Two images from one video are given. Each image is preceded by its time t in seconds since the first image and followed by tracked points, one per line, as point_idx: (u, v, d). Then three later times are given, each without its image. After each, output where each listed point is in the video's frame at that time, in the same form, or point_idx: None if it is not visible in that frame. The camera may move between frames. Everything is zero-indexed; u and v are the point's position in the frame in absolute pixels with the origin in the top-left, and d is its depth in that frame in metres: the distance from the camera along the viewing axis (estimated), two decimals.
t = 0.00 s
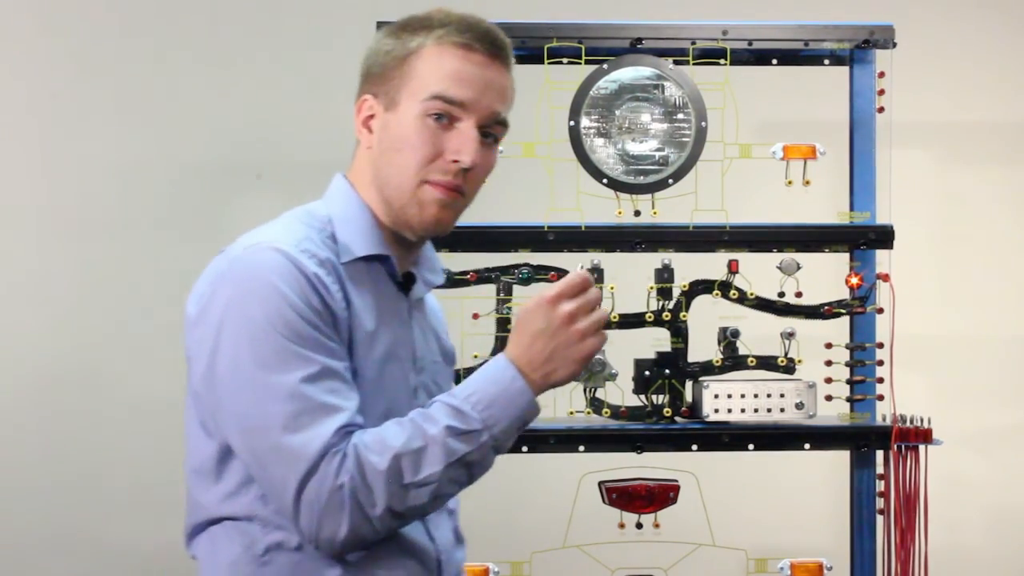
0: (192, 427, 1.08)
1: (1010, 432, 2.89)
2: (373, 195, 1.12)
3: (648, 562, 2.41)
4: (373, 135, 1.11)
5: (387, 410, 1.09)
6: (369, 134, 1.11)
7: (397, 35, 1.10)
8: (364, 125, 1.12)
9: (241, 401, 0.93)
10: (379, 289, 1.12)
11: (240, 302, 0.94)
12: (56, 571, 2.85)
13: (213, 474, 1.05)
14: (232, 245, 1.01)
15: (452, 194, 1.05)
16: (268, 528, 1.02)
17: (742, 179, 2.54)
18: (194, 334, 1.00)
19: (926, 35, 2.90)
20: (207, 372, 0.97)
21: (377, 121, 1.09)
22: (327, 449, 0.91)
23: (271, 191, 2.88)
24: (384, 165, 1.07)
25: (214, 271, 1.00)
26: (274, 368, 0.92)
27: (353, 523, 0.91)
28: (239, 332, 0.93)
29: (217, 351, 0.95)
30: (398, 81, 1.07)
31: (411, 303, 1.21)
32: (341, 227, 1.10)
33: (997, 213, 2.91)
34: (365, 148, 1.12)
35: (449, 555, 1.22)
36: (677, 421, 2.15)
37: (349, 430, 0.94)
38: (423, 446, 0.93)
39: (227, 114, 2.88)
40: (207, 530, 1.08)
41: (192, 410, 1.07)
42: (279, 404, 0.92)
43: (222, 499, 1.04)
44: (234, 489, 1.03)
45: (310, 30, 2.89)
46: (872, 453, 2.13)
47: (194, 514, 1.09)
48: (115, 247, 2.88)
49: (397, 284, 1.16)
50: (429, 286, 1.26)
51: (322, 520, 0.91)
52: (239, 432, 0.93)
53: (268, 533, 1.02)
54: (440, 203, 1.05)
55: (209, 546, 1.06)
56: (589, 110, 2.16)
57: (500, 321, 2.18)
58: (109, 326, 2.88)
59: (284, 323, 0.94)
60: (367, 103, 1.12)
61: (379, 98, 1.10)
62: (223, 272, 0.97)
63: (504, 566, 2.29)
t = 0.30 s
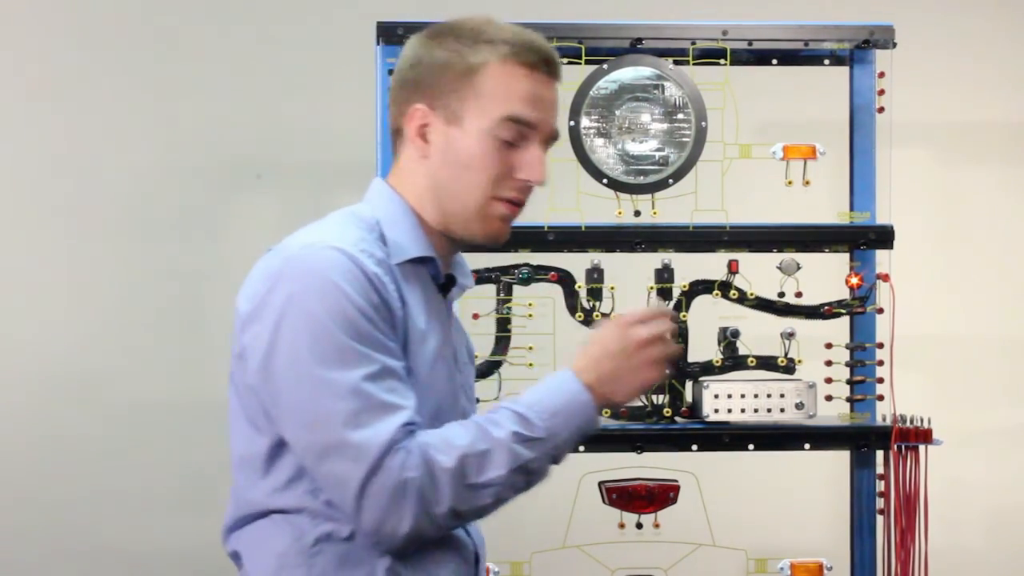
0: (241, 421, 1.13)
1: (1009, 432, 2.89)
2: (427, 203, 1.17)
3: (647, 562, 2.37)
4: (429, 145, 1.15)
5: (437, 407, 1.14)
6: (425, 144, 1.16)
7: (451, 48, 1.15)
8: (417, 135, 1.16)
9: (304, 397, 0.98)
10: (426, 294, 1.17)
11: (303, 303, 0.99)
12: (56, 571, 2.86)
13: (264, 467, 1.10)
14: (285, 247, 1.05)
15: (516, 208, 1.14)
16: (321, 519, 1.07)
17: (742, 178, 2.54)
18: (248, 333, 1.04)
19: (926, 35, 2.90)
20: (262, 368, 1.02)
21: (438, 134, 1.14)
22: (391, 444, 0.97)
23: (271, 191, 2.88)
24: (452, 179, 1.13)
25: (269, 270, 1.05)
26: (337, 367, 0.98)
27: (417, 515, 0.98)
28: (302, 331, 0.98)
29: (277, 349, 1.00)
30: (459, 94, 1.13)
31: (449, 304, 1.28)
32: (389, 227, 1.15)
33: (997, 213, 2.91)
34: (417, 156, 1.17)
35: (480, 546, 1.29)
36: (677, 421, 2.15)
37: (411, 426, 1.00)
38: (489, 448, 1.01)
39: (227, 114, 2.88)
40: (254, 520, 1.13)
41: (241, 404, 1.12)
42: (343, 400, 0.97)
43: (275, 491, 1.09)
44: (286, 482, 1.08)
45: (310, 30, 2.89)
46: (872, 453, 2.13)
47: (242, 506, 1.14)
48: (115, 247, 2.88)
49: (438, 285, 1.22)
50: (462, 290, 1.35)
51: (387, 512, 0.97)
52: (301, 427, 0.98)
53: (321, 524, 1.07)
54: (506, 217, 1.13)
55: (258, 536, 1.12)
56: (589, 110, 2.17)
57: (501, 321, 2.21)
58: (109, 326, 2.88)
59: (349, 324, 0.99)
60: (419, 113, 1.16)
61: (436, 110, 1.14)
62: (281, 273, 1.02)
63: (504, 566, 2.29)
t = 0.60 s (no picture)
0: (324, 422, 1.13)
1: (1009, 432, 2.89)
2: (478, 217, 1.26)
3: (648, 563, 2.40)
4: (487, 166, 1.23)
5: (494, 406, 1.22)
6: (484, 165, 1.23)
7: (504, 65, 1.20)
8: (475, 155, 1.22)
9: (458, 406, 1.02)
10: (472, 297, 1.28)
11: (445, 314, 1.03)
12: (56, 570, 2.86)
13: (351, 466, 1.13)
14: (404, 257, 1.06)
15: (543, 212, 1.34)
16: (401, 506, 1.14)
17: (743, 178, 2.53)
18: (359, 331, 1.05)
19: (926, 34, 2.90)
20: (393, 375, 1.04)
21: (500, 157, 1.23)
22: (546, 451, 1.05)
23: (271, 191, 2.88)
24: (512, 198, 1.25)
25: (386, 279, 1.04)
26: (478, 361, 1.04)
27: (578, 505, 1.06)
28: (449, 341, 1.02)
29: (422, 362, 1.02)
30: (521, 119, 1.21)
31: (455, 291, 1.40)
32: (438, 227, 1.23)
33: (997, 213, 2.90)
34: (470, 173, 1.24)
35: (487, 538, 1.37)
36: (677, 421, 2.16)
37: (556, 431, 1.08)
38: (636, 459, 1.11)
39: (228, 115, 2.89)
40: (329, 521, 1.15)
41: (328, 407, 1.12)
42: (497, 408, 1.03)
43: (362, 488, 1.13)
44: (376, 473, 1.13)
45: (311, 31, 2.89)
46: (873, 453, 2.13)
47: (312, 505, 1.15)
48: (115, 247, 2.88)
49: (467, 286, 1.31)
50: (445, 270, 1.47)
51: (549, 503, 1.04)
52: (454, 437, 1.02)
53: (406, 513, 1.13)
54: (537, 221, 1.33)
55: (335, 535, 1.14)
56: (589, 110, 2.17)
57: (500, 321, 2.20)
58: (110, 327, 2.88)
59: (471, 321, 1.05)
60: (480, 136, 1.21)
61: (499, 133, 1.21)
62: (408, 283, 1.03)
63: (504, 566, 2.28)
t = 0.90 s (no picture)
0: (379, 420, 1.16)
1: (1009, 432, 2.89)
2: (487, 217, 1.33)
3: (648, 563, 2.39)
4: (496, 167, 1.30)
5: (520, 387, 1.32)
6: (493, 166, 1.30)
7: (514, 70, 1.28)
8: (484, 156, 1.29)
9: (561, 380, 1.19)
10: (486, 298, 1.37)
11: (536, 301, 1.19)
12: (56, 570, 2.86)
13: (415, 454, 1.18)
14: (493, 256, 1.18)
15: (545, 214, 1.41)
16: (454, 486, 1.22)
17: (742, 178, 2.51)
18: (442, 321, 1.15)
19: (927, 34, 2.90)
20: (493, 361, 1.16)
21: (508, 158, 1.30)
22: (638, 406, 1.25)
23: (271, 191, 2.88)
24: (520, 198, 1.33)
25: (479, 278, 1.15)
26: (561, 335, 1.21)
27: (671, 448, 1.26)
28: (539, 321, 1.18)
29: (527, 346, 1.16)
30: (529, 123, 1.29)
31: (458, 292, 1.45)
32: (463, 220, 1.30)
33: (997, 213, 2.90)
34: (480, 174, 1.30)
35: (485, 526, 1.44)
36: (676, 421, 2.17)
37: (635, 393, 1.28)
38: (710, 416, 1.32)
39: (228, 115, 2.89)
40: (381, 515, 1.18)
41: (390, 405, 1.16)
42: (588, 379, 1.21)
43: (418, 477, 1.19)
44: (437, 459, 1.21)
45: (311, 30, 2.89)
46: (873, 453, 2.13)
47: (361, 503, 1.18)
48: (115, 247, 2.88)
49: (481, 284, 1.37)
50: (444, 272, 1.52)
51: (650, 448, 1.25)
52: (559, 407, 1.19)
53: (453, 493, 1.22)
54: (541, 222, 1.41)
55: (391, 526, 1.19)
56: (589, 110, 2.17)
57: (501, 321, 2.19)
58: (110, 327, 2.88)
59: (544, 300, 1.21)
60: (489, 138, 1.28)
61: (507, 136, 1.28)
62: (491, 269, 1.16)
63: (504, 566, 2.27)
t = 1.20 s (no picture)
0: (403, 414, 1.17)
1: (1009, 432, 2.89)
2: (497, 222, 1.33)
3: (648, 562, 2.37)
4: (505, 173, 1.31)
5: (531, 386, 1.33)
6: (502, 172, 1.31)
7: (520, 75, 1.29)
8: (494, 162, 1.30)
9: (583, 375, 1.23)
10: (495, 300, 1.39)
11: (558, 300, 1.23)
12: (56, 570, 2.86)
13: (437, 449, 1.19)
14: (518, 255, 1.21)
15: (557, 221, 1.42)
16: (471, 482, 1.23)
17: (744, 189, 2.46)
18: (467, 316, 1.16)
19: (927, 34, 2.90)
20: (520, 356, 1.19)
21: (518, 164, 1.31)
22: (650, 401, 1.29)
23: (271, 191, 2.88)
24: (530, 204, 1.33)
25: (507, 275, 1.18)
26: (579, 331, 1.24)
27: (684, 441, 1.30)
28: (560, 318, 1.22)
29: (550, 341, 1.20)
30: (537, 128, 1.30)
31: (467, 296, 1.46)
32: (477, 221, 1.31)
33: (997, 213, 2.91)
34: (489, 179, 1.31)
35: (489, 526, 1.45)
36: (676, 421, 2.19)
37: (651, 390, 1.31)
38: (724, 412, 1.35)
39: (228, 114, 2.89)
40: (402, 508, 1.19)
41: (416, 399, 1.17)
42: (608, 375, 1.25)
43: (439, 471, 1.20)
44: (456, 455, 1.22)
45: (311, 30, 2.89)
46: (872, 453, 2.13)
47: (383, 496, 1.18)
48: (115, 247, 2.88)
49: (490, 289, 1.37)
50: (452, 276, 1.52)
51: (663, 440, 1.29)
52: (581, 401, 1.23)
53: (471, 489, 1.22)
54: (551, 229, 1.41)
55: (411, 518, 1.19)
56: (589, 110, 2.17)
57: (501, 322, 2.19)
58: (109, 327, 2.88)
59: (562, 297, 1.25)
60: (498, 143, 1.29)
61: (515, 141, 1.29)
62: (516, 266, 1.19)
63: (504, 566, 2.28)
